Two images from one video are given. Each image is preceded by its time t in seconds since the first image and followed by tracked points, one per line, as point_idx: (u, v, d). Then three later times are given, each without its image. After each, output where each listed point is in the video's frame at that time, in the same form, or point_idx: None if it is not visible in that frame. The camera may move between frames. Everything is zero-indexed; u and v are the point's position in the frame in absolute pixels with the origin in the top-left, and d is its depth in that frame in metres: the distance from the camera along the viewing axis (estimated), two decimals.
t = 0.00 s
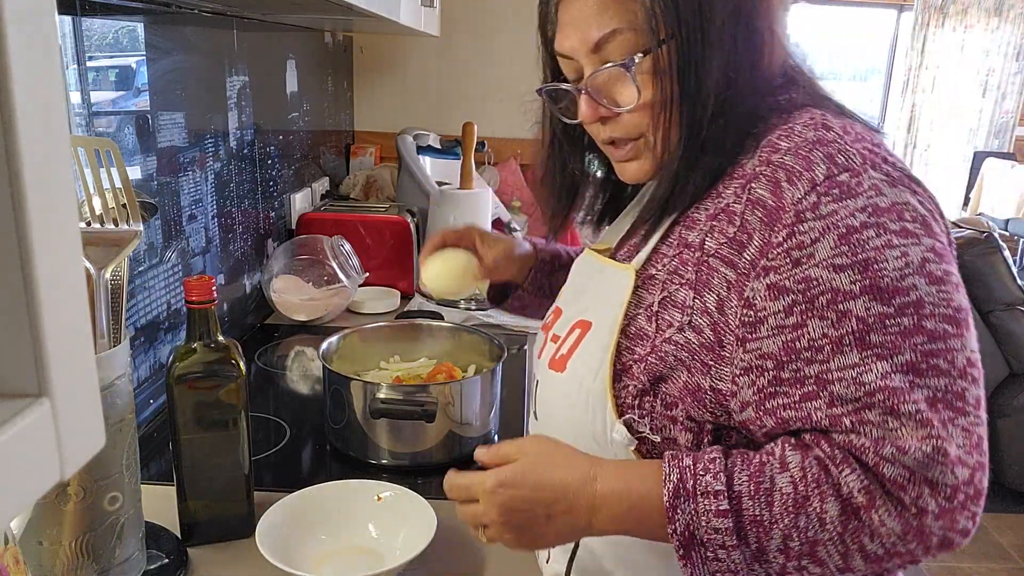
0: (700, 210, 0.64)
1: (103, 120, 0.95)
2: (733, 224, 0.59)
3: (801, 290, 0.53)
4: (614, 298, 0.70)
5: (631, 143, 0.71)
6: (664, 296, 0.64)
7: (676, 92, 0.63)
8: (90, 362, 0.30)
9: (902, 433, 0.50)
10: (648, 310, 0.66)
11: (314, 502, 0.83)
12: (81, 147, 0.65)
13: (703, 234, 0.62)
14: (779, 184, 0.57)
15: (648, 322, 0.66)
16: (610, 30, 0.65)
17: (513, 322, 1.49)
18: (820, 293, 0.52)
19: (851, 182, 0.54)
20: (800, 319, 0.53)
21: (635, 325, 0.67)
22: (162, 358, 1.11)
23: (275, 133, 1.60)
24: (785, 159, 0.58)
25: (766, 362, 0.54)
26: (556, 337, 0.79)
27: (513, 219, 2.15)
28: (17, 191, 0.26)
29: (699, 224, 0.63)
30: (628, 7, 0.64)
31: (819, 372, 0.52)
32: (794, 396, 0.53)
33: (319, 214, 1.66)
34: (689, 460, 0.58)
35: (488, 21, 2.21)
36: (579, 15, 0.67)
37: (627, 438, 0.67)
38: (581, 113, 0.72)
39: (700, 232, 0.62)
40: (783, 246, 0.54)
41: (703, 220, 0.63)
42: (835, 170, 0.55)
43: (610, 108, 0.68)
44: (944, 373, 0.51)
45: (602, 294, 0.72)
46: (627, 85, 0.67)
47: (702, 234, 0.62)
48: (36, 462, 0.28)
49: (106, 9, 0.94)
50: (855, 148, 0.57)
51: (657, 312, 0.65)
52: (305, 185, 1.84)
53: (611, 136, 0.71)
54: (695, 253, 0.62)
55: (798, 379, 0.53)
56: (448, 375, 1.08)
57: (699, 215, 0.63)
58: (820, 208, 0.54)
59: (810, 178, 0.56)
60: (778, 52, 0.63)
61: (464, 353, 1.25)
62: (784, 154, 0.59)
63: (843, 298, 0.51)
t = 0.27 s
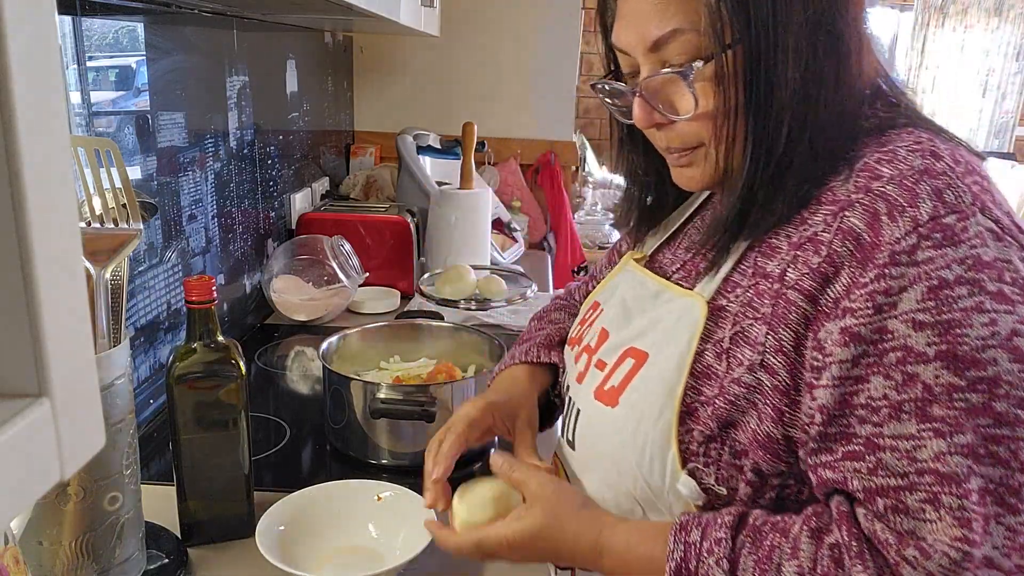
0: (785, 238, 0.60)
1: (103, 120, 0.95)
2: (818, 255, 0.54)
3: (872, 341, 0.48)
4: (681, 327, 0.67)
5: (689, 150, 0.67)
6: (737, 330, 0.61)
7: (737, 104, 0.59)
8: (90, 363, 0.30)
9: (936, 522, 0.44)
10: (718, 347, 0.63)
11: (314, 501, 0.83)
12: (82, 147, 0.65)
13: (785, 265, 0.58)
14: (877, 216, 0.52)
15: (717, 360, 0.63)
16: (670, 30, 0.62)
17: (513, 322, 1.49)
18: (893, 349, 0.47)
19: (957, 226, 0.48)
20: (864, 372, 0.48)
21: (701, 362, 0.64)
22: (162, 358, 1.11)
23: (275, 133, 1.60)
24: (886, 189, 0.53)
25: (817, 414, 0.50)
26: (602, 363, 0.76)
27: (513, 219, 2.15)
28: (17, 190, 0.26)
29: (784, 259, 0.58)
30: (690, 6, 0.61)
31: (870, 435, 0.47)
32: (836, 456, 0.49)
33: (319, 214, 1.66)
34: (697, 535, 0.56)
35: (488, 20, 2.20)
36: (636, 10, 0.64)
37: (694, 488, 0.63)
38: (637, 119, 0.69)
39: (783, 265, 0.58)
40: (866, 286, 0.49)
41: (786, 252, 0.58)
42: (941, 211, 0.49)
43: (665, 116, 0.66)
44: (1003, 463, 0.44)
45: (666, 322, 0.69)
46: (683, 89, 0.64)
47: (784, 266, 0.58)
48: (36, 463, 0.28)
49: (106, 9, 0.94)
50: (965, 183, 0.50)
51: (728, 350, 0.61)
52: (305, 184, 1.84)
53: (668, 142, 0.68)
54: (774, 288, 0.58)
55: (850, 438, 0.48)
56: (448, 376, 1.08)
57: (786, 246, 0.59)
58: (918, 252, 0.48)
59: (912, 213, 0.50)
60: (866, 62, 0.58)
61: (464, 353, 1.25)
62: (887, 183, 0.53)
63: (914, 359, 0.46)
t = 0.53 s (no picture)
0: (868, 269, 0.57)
1: (103, 120, 0.95)
2: (913, 288, 0.51)
3: (972, 387, 0.46)
4: (749, 368, 0.62)
5: (739, 167, 0.62)
6: (817, 374, 0.57)
7: (807, 118, 0.54)
8: (90, 363, 0.30)
9: None
10: (796, 395, 0.59)
11: (314, 501, 0.83)
12: (81, 147, 0.65)
13: (873, 300, 0.54)
14: (985, 246, 0.49)
15: (796, 410, 0.59)
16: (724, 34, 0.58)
17: (513, 322, 1.49)
18: (996, 397, 0.45)
19: None
20: (958, 421, 0.47)
21: (776, 412, 0.60)
22: (162, 358, 1.11)
23: (275, 133, 1.60)
24: (992, 217, 0.50)
25: (907, 463, 0.48)
26: (648, 408, 0.71)
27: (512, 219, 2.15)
28: (17, 190, 0.26)
29: (866, 294, 0.55)
30: (751, 11, 0.57)
31: (956, 492, 0.46)
32: (916, 514, 0.48)
33: (319, 214, 1.66)
34: None
35: (488, 20, 2.20)
36: (686, 10, 0.60)
37: (774, 556, 0.59)
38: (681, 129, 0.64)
39: (865, 300, 0.55)
40: (970, 326, 0.47)
41: (870, 287, 0.55)
42: None
43: (716, 128, 0.61)
44: None
45: (729, 362, 0.65)
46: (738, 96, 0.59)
47: (867, 303, 0.55)
48: (35, 463, 0.28)
49: (106, 9, 0.94)
50: None
51: (810, 398, 0.57)
52: (305, 184, 1.84)
53: (715, 157, 0.63)
54: (857, 326, 0.55)
55: (933, 493, 0.48)
56: (448, 375, 1.08)
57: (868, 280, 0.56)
58: None
59: None
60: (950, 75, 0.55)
61: (464, 353, 1.25)
62: (992, 211, 0.50)
63: None
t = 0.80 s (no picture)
0: (924, 305, 0.54)
1: (103, 120, 0.95)
2: (961, 324, 0.49)
3: (984, 430, 0.45)
4: (794, 412, 0.59)
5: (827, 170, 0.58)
6: (863, 421, 0.54)
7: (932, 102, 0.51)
8: (90, 362, 0.30)
9: None
10: (843, 445, 0.56)
11: (313, 502, 0.83)
12: (81, 147, 0.65)
13: (920, 338, 0.51)
14: None
15: (842, 460, 0.56)
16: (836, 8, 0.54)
17: (513, 322, 1.49)
18: (1011, 444, 0.44)
19: None
20: (958, 461, 0.46)
21: (824, 463, 0.56)
22: (162, 358, 1.11)
23: (275, 133, 1.60)
24: None
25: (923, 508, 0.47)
26: (678, 449, 0.68)
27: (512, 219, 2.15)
28: (17, 189, 0.26)
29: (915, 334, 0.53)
30: None
31: (941, 536, 0.47)
32: (906, 552, 0.49)
33: (319, 214, 1.66)
34: None
35: (489, 21, 2.20)
36: None
37: None
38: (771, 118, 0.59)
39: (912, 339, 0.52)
40: (997, 367, 0.45)
41: (920, 326, 0.53)
42: None
43: (819, 118, 0.56)
44: None
45: (769, 402, 0.62)
46: (850, 81, 0.54)
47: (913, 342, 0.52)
48: (36, 462, 0.28)
49: (106, 9, 0.94)
50: None
51: (856, 447, 0.55)
52: (305, 184, 1.84)
53: (808, 158, 0.58)
54: (900, 365, 0.52)
55: (921, 533, 0.48)
56: (449, 375, 1.08)
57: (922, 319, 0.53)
58: None
59: None
60: None
61: (464, 353, 1.25)
62: None
63: None
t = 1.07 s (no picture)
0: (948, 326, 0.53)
1: (103, 120, 0.95)
2: (992, 346, 0.48)
3: (1006, 453, 0.45)
4: (820, 436, 0.59)
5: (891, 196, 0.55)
6: (892, 447, 0.54)
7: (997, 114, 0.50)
8: (90, 362, 0.30)
9: None
10: (870, 471, 0.56)
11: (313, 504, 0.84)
12: (81, 147, 0.65)
13: (950, 359, 0.51)
14: None
15: (871, 487, 0.56)
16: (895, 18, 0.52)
17: (513, 322, 1.49)
18: None
19: None
20: (978, 483, 0.46)
21: (852, 490, 0.57)
22: (162, 358, 1.11)
23: (275, 133, 1.60)
24: None
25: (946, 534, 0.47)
26: (700, 471, 0.68)
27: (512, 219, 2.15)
28: (17, 189, 0.26)
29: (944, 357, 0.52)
30: None
31: (954, 560, 0.47)
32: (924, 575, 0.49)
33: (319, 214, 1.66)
34: None
35: (489, 21, 2.20)
36: None
37: None
38: (833, 140, 0.57)
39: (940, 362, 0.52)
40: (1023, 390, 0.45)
41: (947, 349, 0.52)
42: None
43: (887, 138, 0.53)
44: None
45: (794, 428, 0.62)
46: (919, 98, 0.52)
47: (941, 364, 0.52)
48: (36, 462, 0.28)
49: (106, 9, 0.94)
50: None
51: (884, 473, 0.54)
52: (305, 184, 1.84)
53: (871, 181, 0.55)
54: (927, 387, 0.52)
55: (936, 556, 0.48)
56: (448, 375, 1.08)
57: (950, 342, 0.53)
58: None
59: None
60: None
61: (464, 353, 1.25)
62: None
63: None
